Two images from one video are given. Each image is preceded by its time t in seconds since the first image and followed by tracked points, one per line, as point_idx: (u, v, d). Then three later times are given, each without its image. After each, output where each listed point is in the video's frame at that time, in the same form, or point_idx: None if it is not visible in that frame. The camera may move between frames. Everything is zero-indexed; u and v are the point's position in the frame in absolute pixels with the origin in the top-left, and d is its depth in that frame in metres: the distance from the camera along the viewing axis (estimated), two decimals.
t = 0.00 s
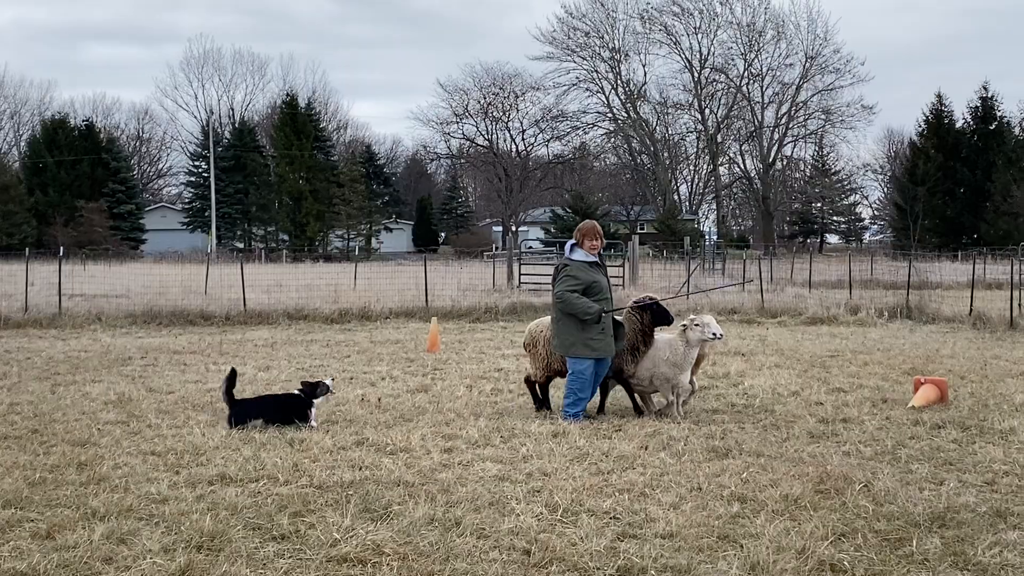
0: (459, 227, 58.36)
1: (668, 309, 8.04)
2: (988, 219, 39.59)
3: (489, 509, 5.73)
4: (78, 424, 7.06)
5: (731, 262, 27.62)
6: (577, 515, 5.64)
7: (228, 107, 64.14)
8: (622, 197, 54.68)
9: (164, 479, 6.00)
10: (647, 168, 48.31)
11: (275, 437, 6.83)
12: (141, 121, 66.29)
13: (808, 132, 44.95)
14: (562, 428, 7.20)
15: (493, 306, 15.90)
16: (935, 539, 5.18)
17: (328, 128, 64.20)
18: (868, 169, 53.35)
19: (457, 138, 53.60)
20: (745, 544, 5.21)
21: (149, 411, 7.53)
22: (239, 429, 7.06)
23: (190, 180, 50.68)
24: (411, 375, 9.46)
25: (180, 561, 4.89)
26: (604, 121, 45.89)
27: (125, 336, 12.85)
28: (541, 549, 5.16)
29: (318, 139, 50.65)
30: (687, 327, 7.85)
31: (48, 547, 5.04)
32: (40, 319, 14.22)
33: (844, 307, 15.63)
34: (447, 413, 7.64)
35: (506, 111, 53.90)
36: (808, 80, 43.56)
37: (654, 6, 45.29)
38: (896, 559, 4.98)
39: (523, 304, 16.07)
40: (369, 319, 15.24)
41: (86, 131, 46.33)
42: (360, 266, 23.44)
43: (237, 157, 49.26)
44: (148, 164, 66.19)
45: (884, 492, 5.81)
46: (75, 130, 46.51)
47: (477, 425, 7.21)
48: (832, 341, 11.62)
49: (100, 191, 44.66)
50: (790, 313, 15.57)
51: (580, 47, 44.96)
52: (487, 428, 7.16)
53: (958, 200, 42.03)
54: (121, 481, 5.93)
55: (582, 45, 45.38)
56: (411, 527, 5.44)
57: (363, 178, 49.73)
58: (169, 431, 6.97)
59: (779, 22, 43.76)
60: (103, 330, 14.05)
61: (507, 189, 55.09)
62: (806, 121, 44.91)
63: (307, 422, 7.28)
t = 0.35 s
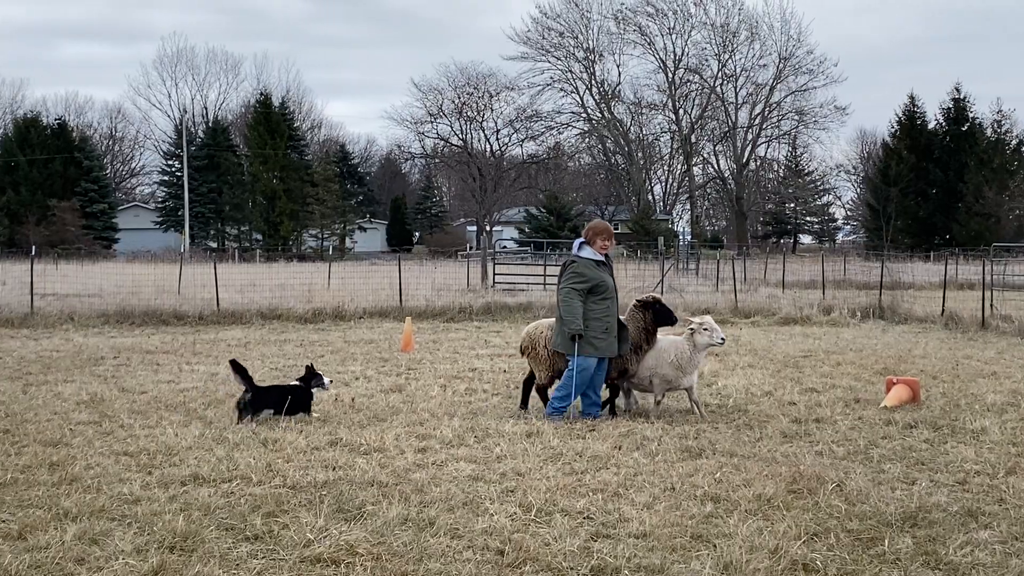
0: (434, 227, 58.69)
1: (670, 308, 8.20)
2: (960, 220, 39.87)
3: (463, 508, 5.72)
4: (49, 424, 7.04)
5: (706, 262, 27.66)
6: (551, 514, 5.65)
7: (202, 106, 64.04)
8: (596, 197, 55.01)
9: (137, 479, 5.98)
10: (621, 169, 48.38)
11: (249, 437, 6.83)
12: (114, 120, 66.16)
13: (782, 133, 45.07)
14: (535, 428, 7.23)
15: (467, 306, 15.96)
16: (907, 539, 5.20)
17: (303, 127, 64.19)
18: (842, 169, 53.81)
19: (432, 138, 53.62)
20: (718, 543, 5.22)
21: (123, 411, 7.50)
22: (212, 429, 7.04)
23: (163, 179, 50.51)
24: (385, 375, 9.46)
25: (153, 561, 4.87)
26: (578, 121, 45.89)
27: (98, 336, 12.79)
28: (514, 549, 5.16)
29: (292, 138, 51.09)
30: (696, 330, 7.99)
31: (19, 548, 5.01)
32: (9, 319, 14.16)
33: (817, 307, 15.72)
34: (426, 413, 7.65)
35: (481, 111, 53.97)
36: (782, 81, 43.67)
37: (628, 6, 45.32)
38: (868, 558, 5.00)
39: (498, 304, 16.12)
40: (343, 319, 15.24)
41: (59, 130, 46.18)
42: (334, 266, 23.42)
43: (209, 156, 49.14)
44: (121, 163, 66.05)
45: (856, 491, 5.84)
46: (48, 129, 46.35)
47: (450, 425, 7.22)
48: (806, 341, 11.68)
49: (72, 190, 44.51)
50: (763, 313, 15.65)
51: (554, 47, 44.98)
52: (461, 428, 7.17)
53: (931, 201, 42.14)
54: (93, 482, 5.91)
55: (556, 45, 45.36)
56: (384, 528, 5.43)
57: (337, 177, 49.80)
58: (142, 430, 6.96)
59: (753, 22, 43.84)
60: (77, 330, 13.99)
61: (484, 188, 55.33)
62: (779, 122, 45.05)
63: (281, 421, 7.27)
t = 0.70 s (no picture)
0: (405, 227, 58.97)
1: (663, 310, 8.05)
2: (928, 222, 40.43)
3: (433, 510, 5.70)
4: (14, 426, 7.00)
5: (675, 263, 27.87)
6: (521, 515, 5.64)
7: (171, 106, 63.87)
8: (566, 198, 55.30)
9: (105, 482, 5.96)
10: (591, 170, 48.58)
11: (219, 438, 6.82)
12: (83, 120, 65.82)
13: (752, 134, 45.24)
14: (507, 429, 7.26)
15: (437, 307, 16.04)
16: (875, 538, 5.21)
17: (273, 128, 64.14)
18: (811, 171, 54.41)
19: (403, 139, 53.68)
20: (688, 544, 5.22)
21: (91, 413, 7.48)
22: (182, 430, 7.03)
23: (133, 180, 50.29)
24: (355, 376, 9.47)
25: (121, 564, 4.84)
26: (549, 122, 45.96)
27: (67, 337, 12.72)
28: (484, 550, 5.15)
29: (263, 139, 51.36)
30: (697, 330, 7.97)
31: None
32: None
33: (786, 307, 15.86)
34: (399, 415, 7.65)
35: (451, 112, 54.03)
36: (751, 82, 43.86)
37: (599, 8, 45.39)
38: (837, 558, 5.01)
39: (469, 305, 16.19)
40: (314, 320, 15.25)
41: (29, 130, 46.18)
42: (304, 267, 23.44)
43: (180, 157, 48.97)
44: (90, 164, 65.70)
45: (825, 491, 5.86)
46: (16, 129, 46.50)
47: (421, 426, 7.23)
48: (775, 341, 11.79)
49: (40, 190, 44.38)
50: (733, 314, 15.78)
51: (525, 47, 45.00)
52: (431, 429, 7.19)
53: (899, 202, 42.53)
54: (61, 484, 5.87)
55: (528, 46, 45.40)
56: (354, 529, 5.40)
57: (308, 178, 49.83)
58: (110, 432, 6.93)
59: (723, 25, 44.02)
60: (45, 331, 13.93)
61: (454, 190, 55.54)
62: (749, 123, 45.24)
63: (251, 422, 7.27)
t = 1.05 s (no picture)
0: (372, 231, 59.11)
1: (661, 312, 8.00)
2: (890, 225, 40.99)
3: (397, 514, 5.69)
4: None
5: (641, 266, 28.07)
6: (485, 519, 5.63)
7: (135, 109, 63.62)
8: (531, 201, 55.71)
9: (65, 487, 5.90)
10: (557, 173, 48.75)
11: (182, 443, 6.79)
12: (46, 123, 65.40)
13: (717, 138, 45.55)
14: (472, 432, 7.27)
15: (404, 310, 16.05)
16: (836, 540, 5.25)
17: (238, 131, 64.04)
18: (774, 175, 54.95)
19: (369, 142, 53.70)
20: (650, 546, 5.23)
21: (52, 418, 7.41)
22: (145, 435, 6.98)
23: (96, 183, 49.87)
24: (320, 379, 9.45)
25: (80, 570, 4.79)
26: (514, 126, 46.01)
27: (29, 342, 12.59)
28: (448, 554, 5.14)
29: (228, 142, 51.13)
30: (681, 329, 7.83)
31: None
32: None
33: (751, 310, 16.01)
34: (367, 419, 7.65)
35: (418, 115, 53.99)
36: (716, 87, 44.14)
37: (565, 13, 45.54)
38: (797, 560, 5.04)
39: (435, 308, 16.23)
40: (279, 324, 15.19)
41: None
42: (269, 270, 23.36)
43: (144, 160, 48.62)
44: (53, 167, 65.27)
45: (786, 493, 5.91)
46: None
47: (386, 430, 7.23)
48: (742, 344, 11.89)
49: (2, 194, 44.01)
50: (699, 316, 15.92)
51: (492, 51, 45.04)
52: (396, 433, 7.19)
53: (861, 206, 42.86)
54: (21, 490, 5.81)
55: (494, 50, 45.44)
56: (317, 533, 5.38)
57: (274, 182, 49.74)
58: (72, 437, 6.88)
59: (689, 29, 44.22)
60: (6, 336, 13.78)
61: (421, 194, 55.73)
62: (714, 128, 45.50)
63: (215, 426, 7.24)
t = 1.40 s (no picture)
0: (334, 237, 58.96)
1: (666, 318, 7.94)
2: (851, 231, 41.31)
3: (358, 519, 5.66)
4: None
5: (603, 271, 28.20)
6: (446, 524, 5.62)
7: (95, 113, 63.17)
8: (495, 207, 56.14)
9: (23, 494, 5.84)
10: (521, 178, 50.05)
11: (141, 449, 6.74)
12: (7, 126, 64.91)
13: (681, 144, 45.73)
14: (435, 437, 7.29)
15: (368, 316, 16.04)
16: (796, 543, 5.26)
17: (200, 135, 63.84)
18: (738, 180, 55.34)
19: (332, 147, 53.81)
20: (612, 550, 5.22)
21: (6, 425, 7.34)
22: (104, 441, 6.93)
23: (57, 188, 49.44)
24: (281, 385, 9.43)
25: None
26: (478, 131, 46.13)
27: None
28: (409, 559, 5.10)
29: (189, 146, 50.86)
30: (685, 339, 7.80)
31: None
32: None
33: (714, 316, 16.11)
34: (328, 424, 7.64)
35: (382, 120, 53.99)
36: (680, 93, 44.32)
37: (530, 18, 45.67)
38: (758, 563, 5.05)
39: (399, 314, 16.23)
40: (241, 329, 15.15)
41: None
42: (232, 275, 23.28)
43: (104, 165, 48.27)
44: (13, 171, 64.78)
45: (747, 497, 5.93)
46: None
47: (348, 435, 7.22)
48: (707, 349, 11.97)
49: None
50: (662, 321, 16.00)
51: (456, 57, 45.17)
52: (359, 438, 7.18)
53: (824, 212, 43.07)
54: None
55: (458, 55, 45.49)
56: (277, 540, 5.34)
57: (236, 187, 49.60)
58: (28, 444, 6.81)
59: (652, 36, 44.45)
60: None
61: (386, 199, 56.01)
62: (678, 134, 45.76)
63: (175, 433, 7.20)
